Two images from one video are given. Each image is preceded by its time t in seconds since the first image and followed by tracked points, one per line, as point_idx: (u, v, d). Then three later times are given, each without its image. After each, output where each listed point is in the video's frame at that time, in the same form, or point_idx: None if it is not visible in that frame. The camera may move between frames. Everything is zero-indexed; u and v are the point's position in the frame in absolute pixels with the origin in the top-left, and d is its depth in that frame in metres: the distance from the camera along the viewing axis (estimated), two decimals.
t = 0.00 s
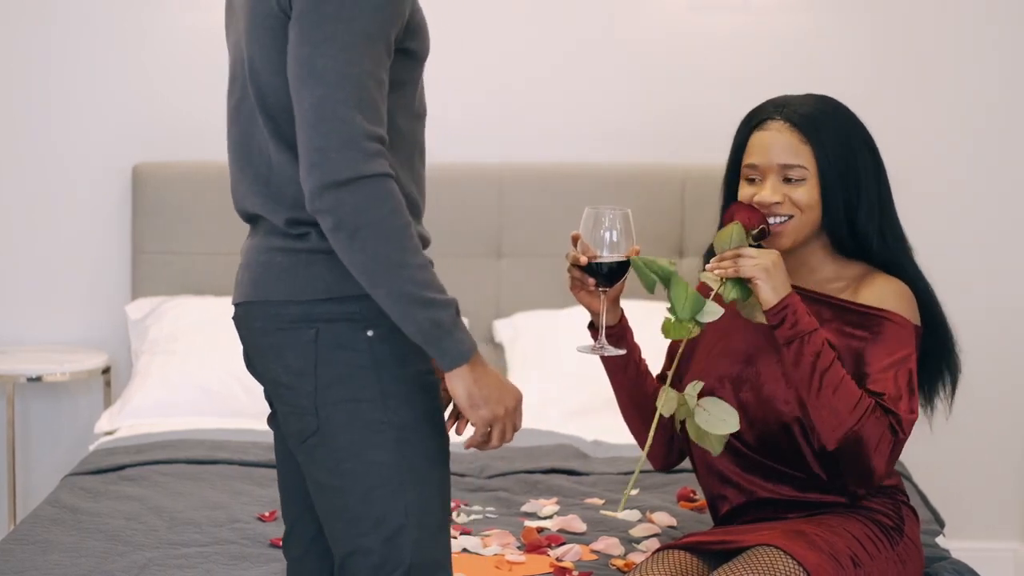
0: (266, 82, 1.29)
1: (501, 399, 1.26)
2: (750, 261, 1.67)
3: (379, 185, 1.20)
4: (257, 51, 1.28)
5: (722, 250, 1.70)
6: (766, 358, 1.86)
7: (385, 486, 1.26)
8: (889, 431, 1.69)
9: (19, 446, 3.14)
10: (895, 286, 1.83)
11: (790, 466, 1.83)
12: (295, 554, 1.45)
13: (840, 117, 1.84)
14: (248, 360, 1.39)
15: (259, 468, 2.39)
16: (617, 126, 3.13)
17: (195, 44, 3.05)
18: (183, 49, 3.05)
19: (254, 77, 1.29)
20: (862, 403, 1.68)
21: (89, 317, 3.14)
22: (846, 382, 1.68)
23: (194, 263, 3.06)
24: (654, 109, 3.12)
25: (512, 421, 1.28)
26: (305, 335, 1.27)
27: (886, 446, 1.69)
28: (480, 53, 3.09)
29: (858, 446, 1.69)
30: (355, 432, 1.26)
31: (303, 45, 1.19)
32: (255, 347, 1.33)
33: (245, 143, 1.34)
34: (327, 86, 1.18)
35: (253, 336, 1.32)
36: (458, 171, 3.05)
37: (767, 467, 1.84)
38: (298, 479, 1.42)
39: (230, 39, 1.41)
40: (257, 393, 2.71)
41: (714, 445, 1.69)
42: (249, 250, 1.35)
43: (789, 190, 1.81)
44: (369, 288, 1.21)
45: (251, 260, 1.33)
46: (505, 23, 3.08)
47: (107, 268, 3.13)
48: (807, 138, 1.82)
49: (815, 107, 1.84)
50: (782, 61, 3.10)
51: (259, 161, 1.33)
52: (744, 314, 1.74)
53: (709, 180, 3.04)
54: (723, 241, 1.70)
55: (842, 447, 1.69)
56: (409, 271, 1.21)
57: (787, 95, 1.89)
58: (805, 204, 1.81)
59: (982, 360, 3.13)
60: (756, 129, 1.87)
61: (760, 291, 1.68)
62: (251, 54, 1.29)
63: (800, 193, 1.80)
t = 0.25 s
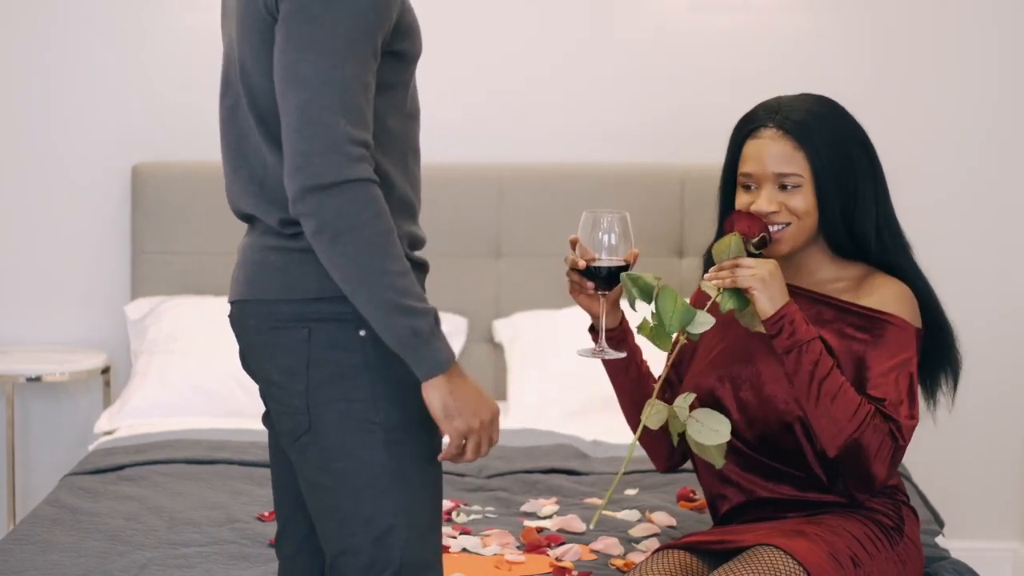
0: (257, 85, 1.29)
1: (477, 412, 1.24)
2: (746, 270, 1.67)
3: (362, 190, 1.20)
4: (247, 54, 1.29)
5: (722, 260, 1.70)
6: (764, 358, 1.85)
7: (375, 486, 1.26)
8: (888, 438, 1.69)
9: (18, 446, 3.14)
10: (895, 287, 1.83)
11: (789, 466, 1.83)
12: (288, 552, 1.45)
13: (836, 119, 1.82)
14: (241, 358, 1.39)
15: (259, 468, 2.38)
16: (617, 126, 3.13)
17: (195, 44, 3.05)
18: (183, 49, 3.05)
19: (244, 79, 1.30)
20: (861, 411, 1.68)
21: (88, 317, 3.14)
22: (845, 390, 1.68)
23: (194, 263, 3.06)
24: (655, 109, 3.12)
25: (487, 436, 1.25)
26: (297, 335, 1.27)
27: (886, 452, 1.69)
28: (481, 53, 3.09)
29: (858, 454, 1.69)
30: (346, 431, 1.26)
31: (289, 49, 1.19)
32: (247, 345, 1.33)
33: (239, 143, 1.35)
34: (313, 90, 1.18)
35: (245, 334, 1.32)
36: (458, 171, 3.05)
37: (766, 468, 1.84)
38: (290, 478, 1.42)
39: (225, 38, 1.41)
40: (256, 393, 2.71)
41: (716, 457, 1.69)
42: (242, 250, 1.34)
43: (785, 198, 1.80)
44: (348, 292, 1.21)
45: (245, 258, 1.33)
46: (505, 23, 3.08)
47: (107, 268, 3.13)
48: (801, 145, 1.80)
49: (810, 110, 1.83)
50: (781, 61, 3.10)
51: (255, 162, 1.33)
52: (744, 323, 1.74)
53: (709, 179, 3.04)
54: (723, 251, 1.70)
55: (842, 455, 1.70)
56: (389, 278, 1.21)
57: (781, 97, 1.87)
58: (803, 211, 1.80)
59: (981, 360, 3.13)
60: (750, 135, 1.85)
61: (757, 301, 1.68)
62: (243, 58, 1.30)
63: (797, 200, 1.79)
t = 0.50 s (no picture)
0: (250, 86, 1.30)
1: (456, 422, 1.22)
2: (745, 274, 1.68)
3: (350, 195, 1.20)
4: (241, 56, 1.30)
5: (722, 264, 1.70)
6: (764, 359, 1.85)
7: (371, 485, 1.26)
8: (888, 440, 1.69)
9: (18, 446, 3.14)
10: (895, 287, 1.83)
11: (789, 466, 1.83)
12: (286, 551, 1.45)
13: (833, 122, 1.82)
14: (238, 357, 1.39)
15: (259, 468, 2.38)
16: (617, 125, 3.13)
17: (195, 44, 3.05)
18: (183, 49, 3.05)
19: (238, 80, 1.31)
20: (861, 413, 1.68)
21: (88, 317, 3.14)
22: (845, 393, 1.68)
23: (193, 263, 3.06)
24: (654, 109, 3.12)
25: (467, 446, 1.24)
26: (293, 335, 1.27)
27: (886, 454, 1.69)
28: (480, 53, 3.09)
29: (859, 457, 1.69)
30: (342, 431, 1.26)
31: (281, 52, 1.19)
32: (243, 345, 1.33)
33: (235, 144, 1.35)
34: (304, 93, 1.18)
35: (241, 334, 1.32)
36: (458, 171, 3.05)
37: (766, 468, 1.84)
38: (286, 477, 1.42)
39: (220, 39, 1.41)
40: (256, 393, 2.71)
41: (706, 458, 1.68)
42: (239, 249, 1.35)
43: (783, 203, 1.79)
44: (333, 295, 1.20)
45: (241, 258, 1.33)
46: (505, 23, 3.08)
47: (107, 268, 3.13)
48: (797, 149, 1.79)
49: (806, 113, 1.82)
50: (781, 61, 3.10)
51: (249, 162, 1.33)
52: (743, 326, 1.77)
53: (709, 179, 3.04)
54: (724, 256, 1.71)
55: (843, 458, 1.70)
56: (375, 284, 1.20)
57: (777, 101, 1.87)
58: (801, 216, 1.79)
59: (981, 360, 3.13)
60: (746, 140, 1.85)
61: (756, 305, 1.68)
62: (237, 59, 1.31)
63: (795, 205, 1.79)
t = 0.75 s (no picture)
0: (245, 85, 1.30)
1: (444, 423, 1.24)
2: (743, 278, 1.67)
3: (341, 197, 1.19)
4: (235, 56, 1.30)
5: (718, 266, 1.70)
6: (762, 358, 1.85)
7: (368, 484, 1.26)
8: (887, 441, 1.69)
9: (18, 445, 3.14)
10: (896, 287, 1.83)
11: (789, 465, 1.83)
12: (285, 551, 1.44)
13: (830, 123, 1.81)
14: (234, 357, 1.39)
15: (258, 467, 2.38)
16: (616, 126, 3.13)
17: (195, 44, 3.05)
18: (182, 49, 3.05)
19: (232, 80, 1.31)
20: (860, 415, 1.68)
21: (87, 316, 3.14)
22: (844, 395, 1.68)
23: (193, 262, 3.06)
24: (653, 109, 3.12)
25: (454, 447, 1.25)
26: (288, 334, 1.27)
27: (886, 455, 1.69)
28: (479, 53, 3.09)
29: (860, 458, 1.70)
30: (340, 430, 1.26)
31: (273, 54, 1.19)
32: (239, 345, 1.33)
33: (229, 144, 1.35)
34: (296, 94, 1.18)
35: (237, 334, 1.32)
36: (457, 171, 3.04)
37: (766, 467, 1.84)
38: (284, 478, 1.41)
39: (214, 38, 1.41)
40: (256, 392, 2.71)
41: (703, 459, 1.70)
42: (234, 249, 1.35)
43: (782, 207, 1.79)
44: (323, 297, 1.20)
45: (236, 258, 1.33)
46: (504, 23, 3.07)
47: (106, 268, 3.13)
48: (794, 153, 1.79)
49: (803, 115, 1.81)
50: (780, 61, 3.10)
51: (243, 163, 1.33)
52: (740, 329, 1.77)
53: (708, 179, 3.04)
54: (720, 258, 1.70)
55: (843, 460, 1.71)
56: (365, 286, 1.20)
57: (773, 103, 1.86)
58: (799, 219, 1.79)
59: (980, 359, 3.13)
60: (743, 143, 1.84)
61: (753, 307, 1.68)
62: (230, 59, 1.31)
63: (793, 207, 1.79)
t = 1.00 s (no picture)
0: (241, 84, 1.30)
1: (444, 420, 1.23)
2: (740, 279, 1.66)
3: (340, 196, 1.19)
4: (231, 54, 1.30)
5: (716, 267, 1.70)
6: (762, 357, 1.84)
7: (367, 483, 1.26)
8: (886, 442, 1.69)
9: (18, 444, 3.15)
10: (896, 286, 1.82)
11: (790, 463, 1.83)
12: (286, 550, 1.44)
13: (829, 123, 1.81)
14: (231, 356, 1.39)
15: (258, 466, 2.38)
16: (615, 125, 3.13)
17: (194, 43, 3.05)
18: (181, 48, 3.05)
19: (227, 78, 1.31)
20: (858, 417, 1.68)
21: (87, 315, 3.14)
22: (842, 397, 1.68)
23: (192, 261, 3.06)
24: (653, 108, 3.12)
25: (455, 443, 1.25)
26: (285, 335, 1.27)
27: (885, 456, 1.70)
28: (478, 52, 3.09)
29: (858, 459, 1.70)
30: (338, 429, 1.26)
31: (271, 54, 1.19)
32: (235, 345, 1.33)
33: (225, 142, 1.35)
34: (294, 94, 1.18)
35: (233, 334, 1.32)
36: (456, 170, 3.04)
37: (766, 466, 1.84)
38: (283, 477, 1.41)
39: (211, 37, 1.41)
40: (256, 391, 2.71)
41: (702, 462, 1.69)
42: (229, 249, 1.35)
43: (780, 208, 1.79)
44: (322, 297, 1.20)
45: (231, 258, 1.33)
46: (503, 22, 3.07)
47: (105, 266, 3.13)
48: (792, 154, 1.78)
49: (801, 116, 1.81)
50: (780, 60, 3.09)
51: (238, 160, 1.33)
52: (740, 331, 1.76)
53: (708, 178, 3.03)
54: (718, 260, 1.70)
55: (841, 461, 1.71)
56: (364, 285, 1.20)
57: (771, 103, 1.86)
58: (797, 220, 1.79)
59: (981, 358, 3.13)
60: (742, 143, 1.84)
61: (751, 309, 1.68)
62: (226, 56, 1.30)
63: (792, 208, 1.79)
